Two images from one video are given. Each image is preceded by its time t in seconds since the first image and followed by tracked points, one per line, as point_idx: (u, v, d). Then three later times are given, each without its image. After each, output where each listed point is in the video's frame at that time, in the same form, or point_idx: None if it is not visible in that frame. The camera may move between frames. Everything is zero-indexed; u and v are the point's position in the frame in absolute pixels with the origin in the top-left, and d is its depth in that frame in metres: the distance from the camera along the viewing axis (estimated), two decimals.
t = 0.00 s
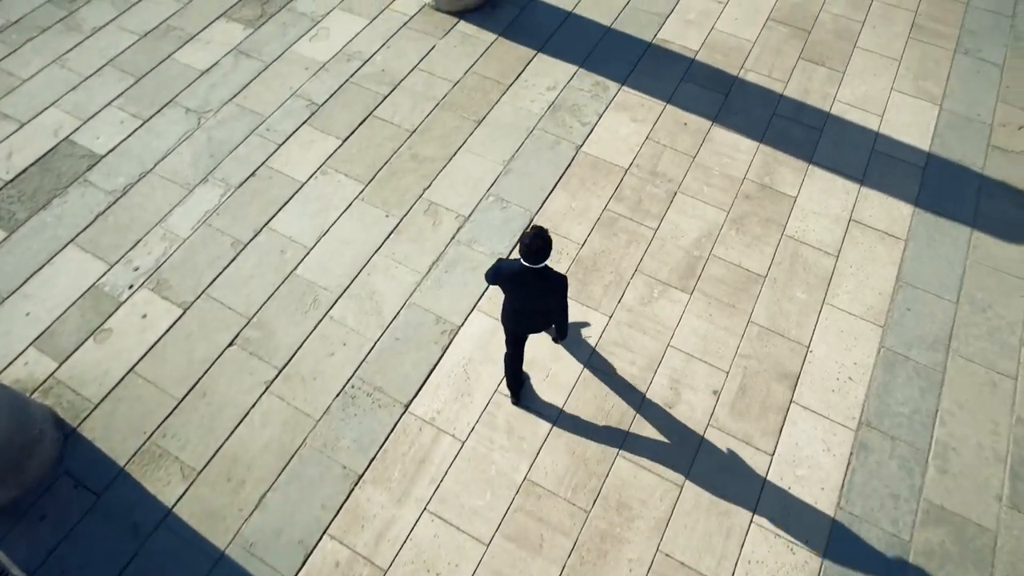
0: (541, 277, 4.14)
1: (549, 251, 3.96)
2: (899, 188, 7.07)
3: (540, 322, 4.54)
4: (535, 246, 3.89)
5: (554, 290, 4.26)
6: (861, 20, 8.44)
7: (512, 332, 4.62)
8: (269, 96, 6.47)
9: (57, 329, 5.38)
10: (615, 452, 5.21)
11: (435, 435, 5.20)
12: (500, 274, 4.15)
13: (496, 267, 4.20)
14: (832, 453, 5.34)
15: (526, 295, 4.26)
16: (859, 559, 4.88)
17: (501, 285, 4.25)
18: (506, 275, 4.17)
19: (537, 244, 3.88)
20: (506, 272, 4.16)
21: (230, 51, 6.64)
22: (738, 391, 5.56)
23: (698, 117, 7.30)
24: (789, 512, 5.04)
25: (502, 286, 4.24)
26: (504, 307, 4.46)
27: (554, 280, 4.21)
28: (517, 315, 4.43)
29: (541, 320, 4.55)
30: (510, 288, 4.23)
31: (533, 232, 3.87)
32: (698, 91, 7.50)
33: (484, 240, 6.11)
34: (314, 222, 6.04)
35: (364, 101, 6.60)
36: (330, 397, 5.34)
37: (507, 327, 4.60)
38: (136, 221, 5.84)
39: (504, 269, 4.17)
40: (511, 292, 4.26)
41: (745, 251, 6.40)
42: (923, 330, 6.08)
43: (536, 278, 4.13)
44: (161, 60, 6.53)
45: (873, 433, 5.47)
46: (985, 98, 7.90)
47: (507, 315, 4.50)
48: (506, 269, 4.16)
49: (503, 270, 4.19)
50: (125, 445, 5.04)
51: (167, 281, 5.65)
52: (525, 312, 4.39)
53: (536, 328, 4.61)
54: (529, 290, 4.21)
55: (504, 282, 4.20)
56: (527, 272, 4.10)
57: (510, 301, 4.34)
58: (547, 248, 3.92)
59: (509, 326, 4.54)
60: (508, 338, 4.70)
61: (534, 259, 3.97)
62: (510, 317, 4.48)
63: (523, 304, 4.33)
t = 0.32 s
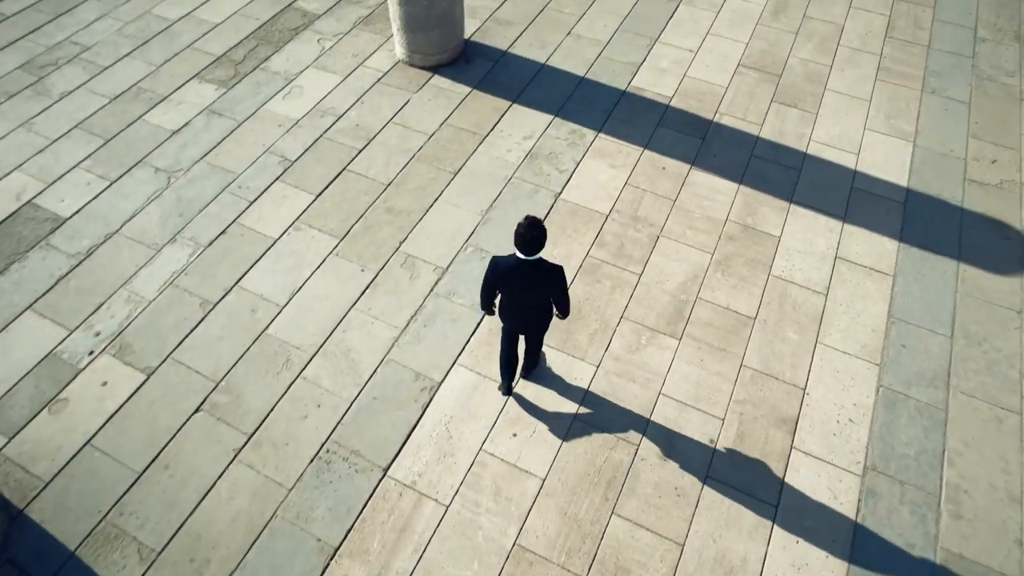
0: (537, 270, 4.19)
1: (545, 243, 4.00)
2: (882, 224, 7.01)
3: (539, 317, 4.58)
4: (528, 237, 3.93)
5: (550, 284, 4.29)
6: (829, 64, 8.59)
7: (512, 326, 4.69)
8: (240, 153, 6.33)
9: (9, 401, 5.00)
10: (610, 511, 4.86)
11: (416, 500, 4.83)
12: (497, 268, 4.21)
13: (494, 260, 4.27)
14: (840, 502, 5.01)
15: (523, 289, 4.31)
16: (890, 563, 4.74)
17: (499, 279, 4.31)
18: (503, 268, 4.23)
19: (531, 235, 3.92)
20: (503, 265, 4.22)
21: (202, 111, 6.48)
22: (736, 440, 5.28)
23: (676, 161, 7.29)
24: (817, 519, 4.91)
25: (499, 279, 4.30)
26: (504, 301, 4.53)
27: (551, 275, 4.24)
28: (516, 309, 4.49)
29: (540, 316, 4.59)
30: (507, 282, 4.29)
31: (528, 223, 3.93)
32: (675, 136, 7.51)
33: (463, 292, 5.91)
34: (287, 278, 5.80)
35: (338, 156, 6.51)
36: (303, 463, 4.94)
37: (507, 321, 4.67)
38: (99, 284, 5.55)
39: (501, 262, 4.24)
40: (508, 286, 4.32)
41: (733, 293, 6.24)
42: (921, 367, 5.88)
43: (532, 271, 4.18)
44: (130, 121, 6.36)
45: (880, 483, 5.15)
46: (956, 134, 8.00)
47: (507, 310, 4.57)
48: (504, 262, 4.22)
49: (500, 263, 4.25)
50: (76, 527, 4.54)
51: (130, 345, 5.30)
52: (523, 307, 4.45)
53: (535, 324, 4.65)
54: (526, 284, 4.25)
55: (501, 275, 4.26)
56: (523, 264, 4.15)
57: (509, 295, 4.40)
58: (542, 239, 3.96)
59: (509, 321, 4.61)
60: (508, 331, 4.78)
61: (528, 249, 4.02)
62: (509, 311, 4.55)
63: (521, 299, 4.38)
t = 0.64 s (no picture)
0: (522, 263, 4.08)
1: (526, 232, 3.90)
2: (865, 250, 6.94)
3: (528, 316, 4.45)
4: (511, 227, 3.83)
5: (536, 275, 4.18)
6: (799, 96, 8.71)
7: (502, 329, 4.54)
8: (209, 200, 6.15)
9: None
10: (604, 561, 4.52)
11: (396, 558, 4.44)
12: (481, 265, 4.08)
13: (476, 258, 4.14)
14: (848, 540, 4.72)
15: (510, 285, 4.18)
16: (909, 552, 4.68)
17: (484, 278, 4.17)
18: (487, 265, 4.10)
19: (513, 224, 3.83)
20: (487, 262, 4.09)
21: (170, 159, 6.34)
22: (733, 478, 5.01)
23: (654, 194, 7.23)
24: (828, 513, 4.85)
25: (484, 278, 4.16)
26: (491, 301, 4.40)
27: (535, 266, 4.14)
28: (504, 308, 4.36)
29: (529, 313, 4.46)
30: (492, 279, 4.16)
31: (509, 212, 3.83)
32: (651, 169, 7.50)
33: (442, 333, 5.69)
34: (258, 325, 5.53)
35: (310, 199, 6.37)
36: (274, 522, 4.55)
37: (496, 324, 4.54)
38: (56, 338, 5.24)
39: (484, 258, 4.11)
40: (493, 283, 4.20)
41: (720, 324, 6.08)
42: (917, 393, 5.69)
43: (518, 264, 4.06)
44: (95, 171, 6.19)
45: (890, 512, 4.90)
46: (929, 159, 8.07)
47: (495, 310, 4.43)
48: (487, 259, 4.09)
49: (483, 260, 4.13)
50: None
51: (87, 402, 4.95)
52: (511, 304, 4.32)
53: (526, 325, 4.50)
54: (513, 279, 4.13)
55: (486, 273, 4.13)
56: (507, 258, 4.04)
57: (496, 294, 4.27)
58: (524, 227, 3.87)
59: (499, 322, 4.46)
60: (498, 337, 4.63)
61: (511, 239, 3.91)
62: (498, 311, 4.41)
63: (508, 296, 4.25)
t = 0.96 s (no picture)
0: (503, 255, 4.28)
1: (508, 222, 4.12)
2: (854, 281, 6.85)
3: (510, 309, 4.63)
4: (492, 216, 4.07)
5: (518, 269, 4.35)
6: (777, 133, 8.80)
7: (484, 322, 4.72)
8: (183, 246, 5.99)
9: None
10: None
11: None
12: (464, 253, 4.33)
13: (462, 247, 4.40)
14: None
15: (490, 276, 4.38)
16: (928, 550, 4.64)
17: (467, 267, 4.41)
18: (470, 255, 4.34)
19: (495, 213, 4.06)
20: (470, 251, 4.34)
21: (144, 206, 6.21)
22: (735, 523, 4.72)
23: (639, 232, 7.16)
24: (838, 513, 4.82)
25: (468, 266, 4.41)
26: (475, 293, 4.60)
27: (517, 261, 4.32)
28: (485, 300, 4.56)
29: (512, 308, 4.63)
30: (475, 268, 4.39)
31: (493, 202, 4.07)
32: (635, 207, 7.45)
33: (424, 378, 5.45)
34: (230, 374, 5.25)
35: (287, 244, 6.22)
36: None
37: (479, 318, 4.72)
38: (13, 393, 4.93)
39: (469, 247, 4.36)
40: (476, 273, 4.41)
41: (711, 361, 5.89)
42: (920, 426, 5.48)
43: (498, 255, 4.28)
44: (66, 220, 6.03)
45: (903, 535, 4.72)
46: (910, 191, 8.10)
47: (478, 303, 4.63)
48: (470, 248, 4.34)
49: (468, 249, 4.38)
50: None
51: (43, 461, 4.61)
52: (493, 297, 4.52)
53: (507, 318, 4.69)
54: (494, 270, 4.34)
55: (469, 262, 4.36)
56: (489, 247, 4.26)
57: (478, 285, 4.48)
58: (506, 217, 4.10)
59: (481, 315, 4.65)
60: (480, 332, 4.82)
61: (493, 228, 4.14)
62: (480, 303, 4.61)
63: (489, 287, 4.46)
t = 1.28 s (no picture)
0: (503, 260, 4.33)
1: (509, 226, 4.20)
2: (856, 320, 6.70)
3: (505, 316, 4.65)
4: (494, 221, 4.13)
5: (516, 275, 4.40)
6: (769, 174, 8.83)
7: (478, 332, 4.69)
8: (168, 291, 5.84)
9: None
10: None
11: None
12: (464, 260, 4.33)
13: (461, 254, 4.40)
14: None
15: (489, 283, 4.39)
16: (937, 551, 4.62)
17: (466, 273, 4.41)
18: (469, 261, 4.36)
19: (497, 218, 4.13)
20: (470, 257, 4.36)
21: (130, 251, 6.10)
22: None
23: (634, 273, 7.05)
24: (852, 521, 4.80)
25: (466, 273, 4.41)
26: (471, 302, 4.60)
27: (516, 265, 4.38)
28: (481, 307, 4.56)
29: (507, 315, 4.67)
30: (474, 275, 4.39)
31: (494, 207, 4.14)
32: (631, 249, 7.37)
33: (414, 425, 5.20)
34: (210, 422, 4.99)
35: (275, 287, 6.09)
36: None
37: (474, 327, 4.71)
38: None
39: (468, 253, 4.38)
40: (474, 281, 4.42)
41: (713, 404, 5.66)
42: (935, 469, 5.22)
43: (498, 260, 4.32)
44: (48, 265, 5.90)
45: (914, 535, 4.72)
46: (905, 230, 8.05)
47: (473, 311, 4.61)
48: (470, 254, 4.36)
49: (467, 255, 4.40)
50: None
51: (4, 518, 4.30)
52: (490, 305, 4.54)
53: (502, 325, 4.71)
54: (492, 276, 4.36)
55: (469, 268, 4.37)
56: (489, 254, 4.30)
57: (476, 291, 4.48)
58: (507, 222, 4.17)
59: (476, 323, 4.62)
60: (474, 343, 4.76)
61: (494, 234, 4.20)
62: (476, 311, 4.60)
63: (487, 293, 4.47)
